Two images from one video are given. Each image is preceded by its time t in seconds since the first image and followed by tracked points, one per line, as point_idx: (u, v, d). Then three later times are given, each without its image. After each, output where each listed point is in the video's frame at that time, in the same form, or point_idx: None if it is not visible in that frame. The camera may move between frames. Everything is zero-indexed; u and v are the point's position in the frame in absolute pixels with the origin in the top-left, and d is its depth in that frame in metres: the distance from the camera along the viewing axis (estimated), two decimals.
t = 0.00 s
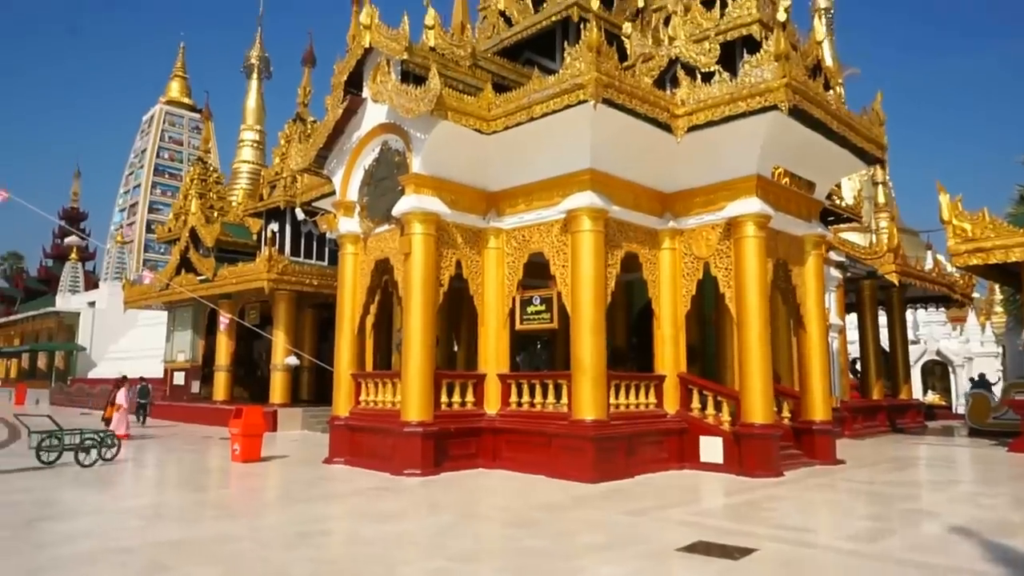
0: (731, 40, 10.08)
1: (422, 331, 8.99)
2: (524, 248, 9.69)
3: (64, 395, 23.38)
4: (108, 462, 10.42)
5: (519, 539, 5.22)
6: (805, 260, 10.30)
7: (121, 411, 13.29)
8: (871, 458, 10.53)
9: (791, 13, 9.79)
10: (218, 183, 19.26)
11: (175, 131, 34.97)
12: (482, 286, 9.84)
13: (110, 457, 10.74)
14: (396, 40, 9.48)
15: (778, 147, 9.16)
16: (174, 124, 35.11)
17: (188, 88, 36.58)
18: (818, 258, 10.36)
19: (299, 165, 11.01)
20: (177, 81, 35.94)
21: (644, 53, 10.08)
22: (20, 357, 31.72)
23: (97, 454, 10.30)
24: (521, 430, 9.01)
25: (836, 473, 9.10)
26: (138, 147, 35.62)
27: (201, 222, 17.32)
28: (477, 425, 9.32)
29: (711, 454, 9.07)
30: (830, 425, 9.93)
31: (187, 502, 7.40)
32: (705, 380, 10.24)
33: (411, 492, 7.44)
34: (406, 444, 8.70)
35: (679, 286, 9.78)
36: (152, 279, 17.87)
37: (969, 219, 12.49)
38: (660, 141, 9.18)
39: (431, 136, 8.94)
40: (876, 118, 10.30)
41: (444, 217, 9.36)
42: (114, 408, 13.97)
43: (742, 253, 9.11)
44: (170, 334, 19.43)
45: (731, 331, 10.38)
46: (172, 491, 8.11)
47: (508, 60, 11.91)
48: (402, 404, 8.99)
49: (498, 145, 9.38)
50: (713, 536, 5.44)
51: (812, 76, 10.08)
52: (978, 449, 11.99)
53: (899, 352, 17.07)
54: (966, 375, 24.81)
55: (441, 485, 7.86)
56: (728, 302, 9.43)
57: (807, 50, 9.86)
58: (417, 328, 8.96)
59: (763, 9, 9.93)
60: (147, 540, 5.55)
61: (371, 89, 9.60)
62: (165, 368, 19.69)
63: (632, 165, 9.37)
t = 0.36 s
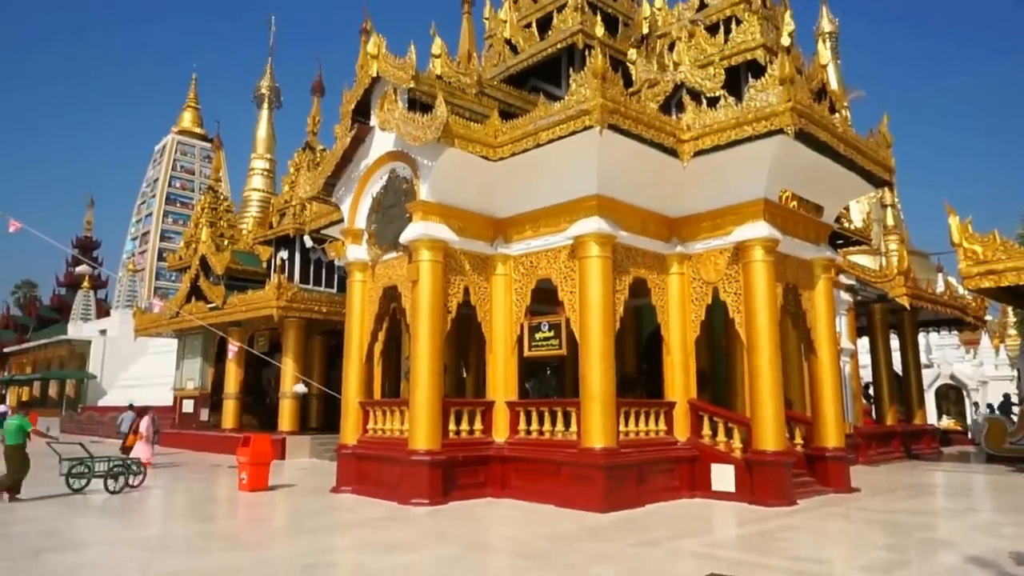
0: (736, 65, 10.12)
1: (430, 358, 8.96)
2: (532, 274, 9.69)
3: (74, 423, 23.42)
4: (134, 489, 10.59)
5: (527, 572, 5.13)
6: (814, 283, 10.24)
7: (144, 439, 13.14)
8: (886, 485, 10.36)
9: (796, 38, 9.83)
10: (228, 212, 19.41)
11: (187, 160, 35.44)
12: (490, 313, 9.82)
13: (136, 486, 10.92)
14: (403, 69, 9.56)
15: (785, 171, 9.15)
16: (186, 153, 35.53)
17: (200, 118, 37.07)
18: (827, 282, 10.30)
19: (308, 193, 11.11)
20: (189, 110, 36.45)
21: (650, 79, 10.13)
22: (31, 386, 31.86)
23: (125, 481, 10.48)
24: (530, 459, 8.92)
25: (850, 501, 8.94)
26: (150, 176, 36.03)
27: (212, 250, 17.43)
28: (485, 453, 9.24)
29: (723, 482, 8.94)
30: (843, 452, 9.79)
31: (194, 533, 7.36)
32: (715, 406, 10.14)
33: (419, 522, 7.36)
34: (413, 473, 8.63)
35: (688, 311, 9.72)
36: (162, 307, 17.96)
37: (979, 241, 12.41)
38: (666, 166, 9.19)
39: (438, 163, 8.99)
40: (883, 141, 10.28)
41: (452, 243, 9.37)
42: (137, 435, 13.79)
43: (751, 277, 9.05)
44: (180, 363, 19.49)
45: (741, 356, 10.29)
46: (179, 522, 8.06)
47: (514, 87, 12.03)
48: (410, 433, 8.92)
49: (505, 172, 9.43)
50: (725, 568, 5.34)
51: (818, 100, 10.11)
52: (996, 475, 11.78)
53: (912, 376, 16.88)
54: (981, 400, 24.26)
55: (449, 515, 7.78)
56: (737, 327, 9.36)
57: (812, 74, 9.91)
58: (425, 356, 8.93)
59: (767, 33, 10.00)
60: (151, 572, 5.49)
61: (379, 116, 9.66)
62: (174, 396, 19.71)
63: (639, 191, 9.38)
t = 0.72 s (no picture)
0: (746, 120, 10.23)
1: (441, 410, 8.89)
2: (544, 326, 9.68)
3: (85, 473, 23.30)
4: (159, 542, 10.58)
5: None
6: (830, 336, 10.13)
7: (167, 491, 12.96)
8: (911, 546, 10.02)
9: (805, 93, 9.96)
10: (245, 262, 19.62)
11: (206, 212, 36.08)
12: (502, 365, 9.78)
13: (163, 538, 10.90)
14: (418, 124, 9.73)
15: (797, 224, 9.15)
16: (205, 204, 36.21)
17: (220, 170, 37.87)
18: (843, 335, 10.18)
19: (323, 245, 11.25)
20: (210, 163, 37.26)
21: (661, 133, 10.26)
22: (45, 435, 31.87)
23: (150, 534, 10.48)
24: (542, 515, 8.75)
25: (873, 562, 8.65)
26: (170, 226, 36.62)
27: (227, 300, 17.56)
28: (497, 508, 9.07)
29: (741, 541, 8.70)
30: (865, 510, 9.52)
31: None
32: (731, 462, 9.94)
33: None
34: (423, 529, 8.47)
35: (702, 364, 9.63)
36: (176, 357, 18.02)
37: (998, 294, 12.27)
38: (678, 219, 9.22)
39: (451, 216, 9.08)
40: (895, 194, 10.29)
41: (464, 295, 9.40)
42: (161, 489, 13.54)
43: (764, 330, 8.96)
44: (192, 413, 19.46)
45: (757, 410, 10.13)
46: None
47: (527, 142, 12.23)
48: (420, 487, 8.80)
49: (517, 225, 9.51)
50: None
51: (828, 154, 10.18)
52: None
53: (933, 432, 16.51)
54: (1006, 457, 23.67)
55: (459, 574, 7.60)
56: (752, 380, 9.23)
57: (822, 129, 9.99)
58: (436, 408, 8.87)
59: (777, 89, 10.13)
60: None
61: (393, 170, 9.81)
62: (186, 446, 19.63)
63: (651, 244, 9.41)
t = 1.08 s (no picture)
0: (750, 157, 10.31)
1: (445, 448, 8.83)
2: (549, 363, 9.65)
3: (87, 510, 23.11)
4: None
5: None
6: (838, 373, 10.06)
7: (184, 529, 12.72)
8: None
9: (808, 131, 10.04)
10: (252, 298, 19.71)
11: (214, 248, 36.41)
12: (507, 402, 9.73)
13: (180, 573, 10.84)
14: (425, 162, 9.81)
15: (802, 260, 9.14)
16: (214, 240, 36.55)
17: (230, 207, 38.29)
18: (851, 371, 10.11)
19: (329, 281, 11.31)
20: (219, 199, 37.68)
21: (665, 171, 10.34)
22: (49, 471, 31.71)
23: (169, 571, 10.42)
24: (548, 556, 8.61)
25: None
26: (178, 262, 36.89)
27: (234, 336, 17.60)
28: (502, 548, 8.93)
29: None
30: (877, 551, 9.33)
31: None
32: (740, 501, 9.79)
33: None
34: (427, 569, 8.35)
35: (709, 402, 9.56)
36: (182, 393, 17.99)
37: (1007, 331, 12.16)
38: (683, 256, 9.25)
39: (456, 253, 9.12)
40: (901, 231, 10.29)
41: (470, 331, 9.40)
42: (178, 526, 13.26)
43: (771, 366, 8.90)
44: (197, 449, 19.37)
45: (765, 448, 10.02)
46: None
47: (533, 179, 12.34)
48: (424, 526, 8.69)
49: (522, 262, 9.55)
50: None
51: (833, 191, 10.23)
52: None
53: (947, 470, 16.24)
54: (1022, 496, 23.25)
55: None
56: (760, 418, 9.14)
57: (825, 166, 10.05)
58: (441, 446, 8.80)
59: (780, 127, 10.23)
60: None
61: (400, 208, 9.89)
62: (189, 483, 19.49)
63: (656, 280, 9.42)
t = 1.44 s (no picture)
0: (755, 196, 10.34)
1: (451, 490, 8.71)
2: (557, 403, 9.60)
3: (89, 552, 22.80)
4: None
5: None
6: (849, 413, 9.94)
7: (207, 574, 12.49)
8: None
9: (813, 170, 10.09)
10: (259, 337, 19.71)
11: (223, 287, 36.67)
12: (514, 443, 9.64)
13: None
14: (432, 203, 9.89)
15: (810, 299, 9.10)
16: (222, 279, 36.82)
17: (239, 246, 38.60)
18: (863, 411, 9.99)
19: (336, 321, 11.35)
20: (228, 239, 38.00)
21: (671, 210, 10.38)
22: (52, 513, 31.44)
23: None
24: None
25: None
26: (187, 301, 37.05)
27: (240, 376, 17.50)
28: None
29: None
30: None
31: None
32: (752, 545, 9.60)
33: None
34: None
35: (718, 442, 9.45)
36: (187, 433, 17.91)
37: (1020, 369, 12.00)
38: (689, 295, 9.23)
39: (463, 292, 9.13)
40: (909, 269, 10.25)
41: (476, 372, 9.36)
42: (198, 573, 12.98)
43: (781, 406, 8.80)
44: (201, 490, 19.19)
45: (776, 490, 9.86)
46: None
47: (539, 219, 12.43)
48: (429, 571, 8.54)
49: (529, 301, 9.55)
50: None
51: (838, 229, 10.23)
52: None
53: (964, 512, 15.89)
54: None
55: None
56: (771, 459, 9.00)
57: (831, 205, 10.08)
58: (446, 488, 8.69)
59: (784, 167, 10.28)
60: None
61: (407, 248, 9.94)
62: (193, 525, 19.26)
63: (663, 319, 9.40)
